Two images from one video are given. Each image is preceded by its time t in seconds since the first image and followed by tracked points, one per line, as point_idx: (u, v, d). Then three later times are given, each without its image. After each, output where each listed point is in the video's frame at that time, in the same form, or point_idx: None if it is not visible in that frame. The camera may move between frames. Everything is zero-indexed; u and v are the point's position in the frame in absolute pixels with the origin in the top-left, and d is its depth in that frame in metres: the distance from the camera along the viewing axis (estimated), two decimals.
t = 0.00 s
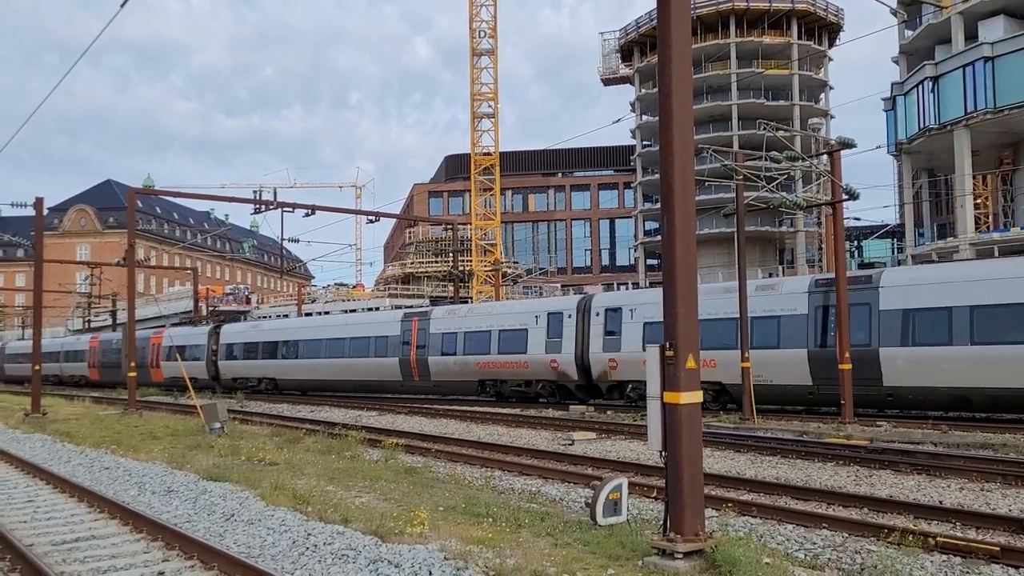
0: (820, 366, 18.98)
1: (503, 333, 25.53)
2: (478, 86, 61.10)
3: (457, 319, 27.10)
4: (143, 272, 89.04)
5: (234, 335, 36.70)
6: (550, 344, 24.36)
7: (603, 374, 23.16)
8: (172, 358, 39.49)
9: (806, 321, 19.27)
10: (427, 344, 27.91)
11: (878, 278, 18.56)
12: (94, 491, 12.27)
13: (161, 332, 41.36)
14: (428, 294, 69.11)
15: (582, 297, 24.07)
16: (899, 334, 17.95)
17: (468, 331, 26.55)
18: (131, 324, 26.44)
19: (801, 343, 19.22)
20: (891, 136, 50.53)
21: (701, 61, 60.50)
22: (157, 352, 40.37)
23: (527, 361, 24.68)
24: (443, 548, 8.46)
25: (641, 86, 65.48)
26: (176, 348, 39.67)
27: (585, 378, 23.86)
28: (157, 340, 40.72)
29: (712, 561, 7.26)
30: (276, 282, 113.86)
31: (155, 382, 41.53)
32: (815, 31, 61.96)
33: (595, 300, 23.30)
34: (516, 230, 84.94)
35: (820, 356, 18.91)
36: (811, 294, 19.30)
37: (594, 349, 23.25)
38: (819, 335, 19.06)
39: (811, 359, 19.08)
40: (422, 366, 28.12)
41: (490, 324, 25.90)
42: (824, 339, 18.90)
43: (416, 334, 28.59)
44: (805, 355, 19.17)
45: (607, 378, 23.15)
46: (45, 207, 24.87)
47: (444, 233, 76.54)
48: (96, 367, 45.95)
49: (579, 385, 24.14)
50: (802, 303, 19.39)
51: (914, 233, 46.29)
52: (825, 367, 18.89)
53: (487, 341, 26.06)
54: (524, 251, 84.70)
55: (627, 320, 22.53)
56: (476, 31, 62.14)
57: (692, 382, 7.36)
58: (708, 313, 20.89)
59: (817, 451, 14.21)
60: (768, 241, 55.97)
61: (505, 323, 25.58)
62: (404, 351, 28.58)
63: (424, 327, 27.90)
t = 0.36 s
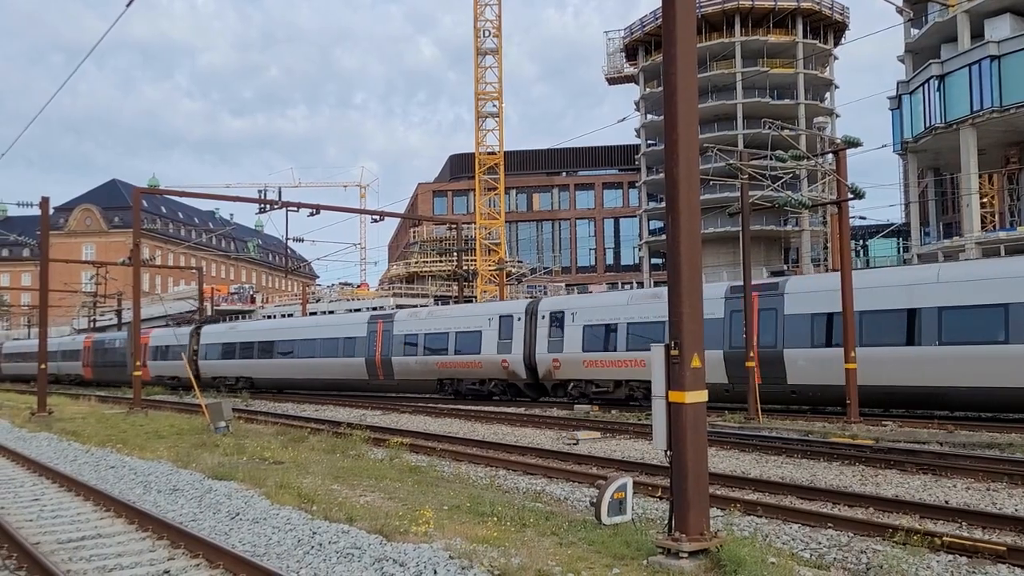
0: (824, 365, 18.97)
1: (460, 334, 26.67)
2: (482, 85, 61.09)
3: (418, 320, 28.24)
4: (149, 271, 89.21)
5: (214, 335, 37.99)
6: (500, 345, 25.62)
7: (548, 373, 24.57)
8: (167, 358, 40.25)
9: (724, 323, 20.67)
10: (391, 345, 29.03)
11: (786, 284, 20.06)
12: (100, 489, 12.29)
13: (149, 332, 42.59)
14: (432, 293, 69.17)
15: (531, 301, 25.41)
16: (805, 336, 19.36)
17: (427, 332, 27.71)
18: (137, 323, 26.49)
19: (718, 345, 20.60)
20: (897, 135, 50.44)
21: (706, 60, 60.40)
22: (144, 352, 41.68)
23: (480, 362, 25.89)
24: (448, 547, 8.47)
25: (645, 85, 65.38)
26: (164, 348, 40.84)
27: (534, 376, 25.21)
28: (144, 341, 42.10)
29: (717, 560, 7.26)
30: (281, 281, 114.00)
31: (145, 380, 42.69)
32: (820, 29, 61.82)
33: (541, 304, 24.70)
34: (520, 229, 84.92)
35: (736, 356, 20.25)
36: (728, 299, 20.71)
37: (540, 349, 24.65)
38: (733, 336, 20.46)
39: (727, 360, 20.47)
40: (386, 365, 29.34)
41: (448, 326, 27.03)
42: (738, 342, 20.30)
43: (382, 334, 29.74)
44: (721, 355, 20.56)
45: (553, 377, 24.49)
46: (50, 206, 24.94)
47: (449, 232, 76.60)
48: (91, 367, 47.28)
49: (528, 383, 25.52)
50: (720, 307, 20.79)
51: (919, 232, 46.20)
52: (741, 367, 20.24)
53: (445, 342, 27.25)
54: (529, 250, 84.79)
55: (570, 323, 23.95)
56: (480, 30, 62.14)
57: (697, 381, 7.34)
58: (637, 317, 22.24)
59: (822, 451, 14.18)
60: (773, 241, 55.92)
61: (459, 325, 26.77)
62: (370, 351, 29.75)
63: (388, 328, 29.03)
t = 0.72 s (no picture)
0: (830, 365, 18.93)
1: (423, 336, 28.21)
2: (488, 84, 61.09)
3: (385, 322, 29.75)
4: (155, 270, 89.46)
5: (197, 335, 39.43)
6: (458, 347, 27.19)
7: (502, 371, 26.11)
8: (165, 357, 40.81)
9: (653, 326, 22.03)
10: (359, 345, 30.51)
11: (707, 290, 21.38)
12: (107, 488, 12.31)
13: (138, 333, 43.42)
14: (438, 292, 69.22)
15: (487, 304, 26.88)
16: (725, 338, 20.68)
17: (393, 334, 29.21)
18: (143, 322, 26.53)
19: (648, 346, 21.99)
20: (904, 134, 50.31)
21: (712, 58, 60.28)
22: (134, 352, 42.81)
23: (441, 361, 27.39)
24: (454, 546, 8.47)
25: (651, 84, 65.30)
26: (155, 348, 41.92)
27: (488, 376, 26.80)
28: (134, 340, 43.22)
29: (723, 560, 7.25)
30: (286, 280, 114.22)
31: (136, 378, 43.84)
32: (826, 28, 61.68)
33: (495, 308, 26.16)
34: (526, 229, 84.87)
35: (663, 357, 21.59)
36: (656, 303, 22.14)
37: (495, 349, 26.13)
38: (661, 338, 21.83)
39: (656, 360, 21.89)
40: (355, 364, 30.88)
41: (411, 328, 28.57)
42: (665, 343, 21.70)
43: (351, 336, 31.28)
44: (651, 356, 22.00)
45: (506, 376, 26.07)
46: (58, 205, 24.99)
47: (454, 231, 76.68)
48: (86, 366, 48.22)
49: (484, 381, 27.05)
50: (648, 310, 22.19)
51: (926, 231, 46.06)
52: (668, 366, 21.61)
53: (409, 343, 28.81)
54: (534, 250, 84.72)
55: (521, 325, 25.44)
56: (486, 29, 62.10)
57: (703, 380, 7.32)
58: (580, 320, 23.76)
59: (829, 450, 14.14)
60: (779, 240, 55.81)
61: (421, 327, 28.29)
62: (341, 351, 31.28)
63: (358, 329, 30.55)
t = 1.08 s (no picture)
0: (838, 364, 18.89)
1: (391, 336, 29.58)
2: (495, 83, 61.10)
3: (357, 323, 31.09)
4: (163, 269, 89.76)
5: (185, 336, 40.76)
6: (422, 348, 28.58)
7: (462, 369, 27.49)
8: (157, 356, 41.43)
9: (596, 328, 23.48)
10: (334, 345, 31.90)
11: (642, 295, 22.70)
12: (117, 486, 12.35)
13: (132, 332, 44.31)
14: (444, 291, 69.24)
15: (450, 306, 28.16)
16: (656, 338, 21.97)
17: (364, 334, 30.64)
18: (151, 321, 26.58)
19: (591, 347, 23.40)
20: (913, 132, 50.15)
21: (720, 57, 60.15)
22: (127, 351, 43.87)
23: (407, 360, 28.77)
24: (462, 545, 8.47)
25: (659, 82, 65.26)
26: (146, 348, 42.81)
27: (450, 374, 28.17)
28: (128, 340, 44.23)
29: (732, 559, 7.24)
30: (294, 280, 114.45)
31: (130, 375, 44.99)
32: (835, 26, 61.48)
33: (456, 309, 27.45)
34: (533, 228, 84.78)
35: (603, 356, 22.98)
36: (598, 307, 23.51)
37: (456, 349, 27.51)
38: (601, 339, 23.26)
39: (598, 360, 23.30)
40: (330, 362, 32.29)
41: (381, 329, 29.96)
42: (606, 343, 23.11)
43: (327, 335, 32.67)
44: (593, 355, 23.41)
45: (466, 374, 27.48)
46: (67, 205, 25.10)
47: (461, 230, 76.69)
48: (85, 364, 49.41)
49: (447, 379, 28.35)
50: (591, 313, 23.58)
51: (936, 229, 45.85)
52: (608, 365, 22.97)
53: (380, 343, 30.19)
54: (541, 249, 84.58)
55: (479, 326, 26.73)
56: (493, 28, 62.11)
57: (711, 379, 7.31)
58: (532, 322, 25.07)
59: (838, 450, 14.10)
60: (788, 239, 55.65)
61: (390, 328, 29.70)
62: (317, 350, 32.64)
63: (332, 330, 31.92)
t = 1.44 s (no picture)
0: (843, 361, 18.85)
1: (361, 335, 31.22)
2: (500, 80, 61.07)
3: (329, 323, 32.73)
4: (169, 266, 90.00)
5: (173, 334, 42.30)
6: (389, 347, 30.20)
7: (425, 367, 29.10)
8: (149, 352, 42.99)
9: (544, 328, 24.96)
10: (310, 344, 33.54)
11: (585, 298, 24.22)
12: (122, 483, 12.38)
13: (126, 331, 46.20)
14: (449, 289, 69.24)
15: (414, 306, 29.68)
16: (597, 338, 23.50)
17: (337, 333, 32.28)
18: (157, 317, 26.64)
19: (538, 346, 24.96)
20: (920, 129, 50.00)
21: (726, 53, 60.01)
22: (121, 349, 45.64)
23: (375, 358, 30.37)
24: (467, 542, 8.49)
25: (664, 79, 65.14)
26: (137, 345, 44.52)
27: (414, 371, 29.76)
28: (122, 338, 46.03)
29: (737, 555, 7.24)
30: (300, 277, 114.83)
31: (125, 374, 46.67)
32: (841, 22, 61.34)
33: (418, 310, 29.07)
34: (537, 225, 84.69)
35: (549, 355, 24.52)
36: (545, 309, 25.04)
37: (420, 347, 29.06)
38: (546, 339, 24.82)
39: (545, 358, 24.84)
40: (306, 361, 34.00)
41: (352, 328, 31.57)
42: (552, 343, 24.62)
43: (304, 335, 34.34)
44: (540, 354, 24.95)
45: (429, 371, 29.08)
46: (73, 203, 25.16)
47: (466, 227, 76.71)
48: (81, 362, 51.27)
49: (412, 375, 29.90)
50: (537, 314, 25.13)
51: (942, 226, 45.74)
52: (554, 364, 24.52)
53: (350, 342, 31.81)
54: (546, 245, 84.45)
55: (441, 326, 28.30)
56: (498, 25, 62.04)
57: (716, 376, 7.30)
58: (486, 322, 26.58)
59: (843, 447, 14.08)
60: (793, 236, 55.56)
61: (359, 327, 31.33)
62: (294, 349, 34.30)
63: (308, 329, 33.56)
